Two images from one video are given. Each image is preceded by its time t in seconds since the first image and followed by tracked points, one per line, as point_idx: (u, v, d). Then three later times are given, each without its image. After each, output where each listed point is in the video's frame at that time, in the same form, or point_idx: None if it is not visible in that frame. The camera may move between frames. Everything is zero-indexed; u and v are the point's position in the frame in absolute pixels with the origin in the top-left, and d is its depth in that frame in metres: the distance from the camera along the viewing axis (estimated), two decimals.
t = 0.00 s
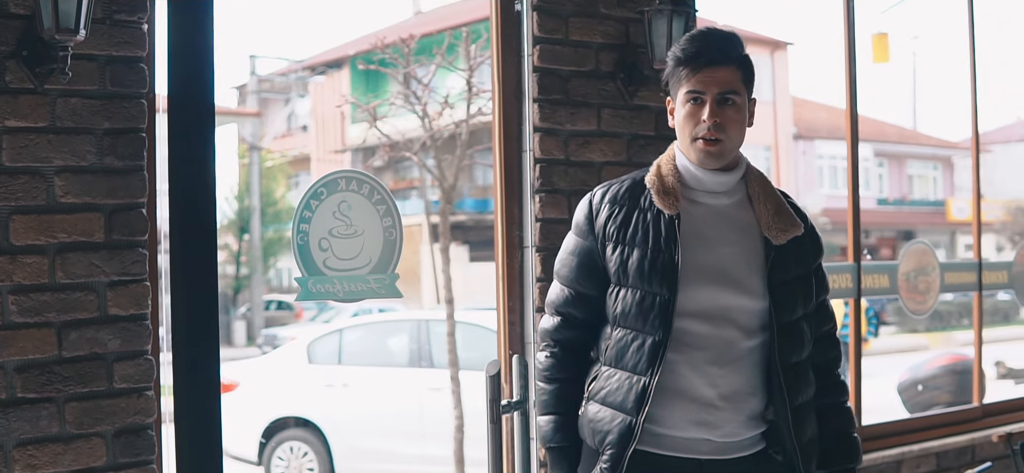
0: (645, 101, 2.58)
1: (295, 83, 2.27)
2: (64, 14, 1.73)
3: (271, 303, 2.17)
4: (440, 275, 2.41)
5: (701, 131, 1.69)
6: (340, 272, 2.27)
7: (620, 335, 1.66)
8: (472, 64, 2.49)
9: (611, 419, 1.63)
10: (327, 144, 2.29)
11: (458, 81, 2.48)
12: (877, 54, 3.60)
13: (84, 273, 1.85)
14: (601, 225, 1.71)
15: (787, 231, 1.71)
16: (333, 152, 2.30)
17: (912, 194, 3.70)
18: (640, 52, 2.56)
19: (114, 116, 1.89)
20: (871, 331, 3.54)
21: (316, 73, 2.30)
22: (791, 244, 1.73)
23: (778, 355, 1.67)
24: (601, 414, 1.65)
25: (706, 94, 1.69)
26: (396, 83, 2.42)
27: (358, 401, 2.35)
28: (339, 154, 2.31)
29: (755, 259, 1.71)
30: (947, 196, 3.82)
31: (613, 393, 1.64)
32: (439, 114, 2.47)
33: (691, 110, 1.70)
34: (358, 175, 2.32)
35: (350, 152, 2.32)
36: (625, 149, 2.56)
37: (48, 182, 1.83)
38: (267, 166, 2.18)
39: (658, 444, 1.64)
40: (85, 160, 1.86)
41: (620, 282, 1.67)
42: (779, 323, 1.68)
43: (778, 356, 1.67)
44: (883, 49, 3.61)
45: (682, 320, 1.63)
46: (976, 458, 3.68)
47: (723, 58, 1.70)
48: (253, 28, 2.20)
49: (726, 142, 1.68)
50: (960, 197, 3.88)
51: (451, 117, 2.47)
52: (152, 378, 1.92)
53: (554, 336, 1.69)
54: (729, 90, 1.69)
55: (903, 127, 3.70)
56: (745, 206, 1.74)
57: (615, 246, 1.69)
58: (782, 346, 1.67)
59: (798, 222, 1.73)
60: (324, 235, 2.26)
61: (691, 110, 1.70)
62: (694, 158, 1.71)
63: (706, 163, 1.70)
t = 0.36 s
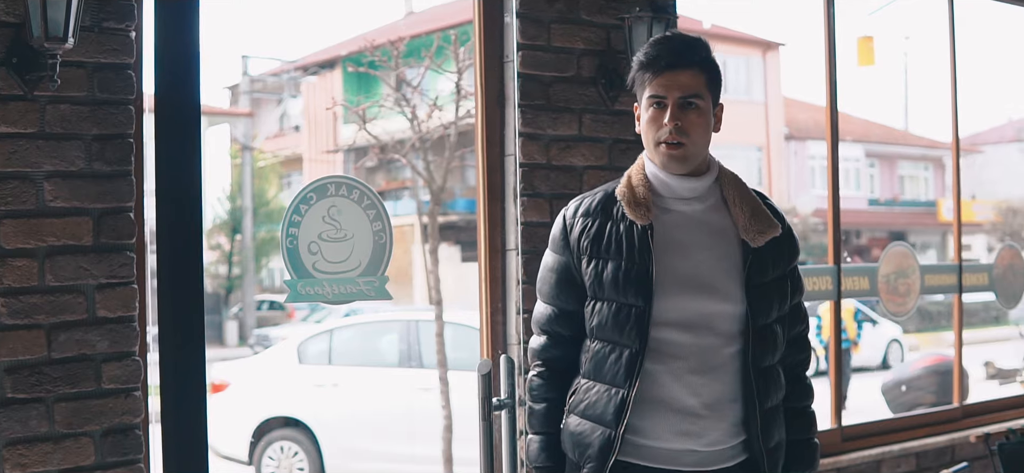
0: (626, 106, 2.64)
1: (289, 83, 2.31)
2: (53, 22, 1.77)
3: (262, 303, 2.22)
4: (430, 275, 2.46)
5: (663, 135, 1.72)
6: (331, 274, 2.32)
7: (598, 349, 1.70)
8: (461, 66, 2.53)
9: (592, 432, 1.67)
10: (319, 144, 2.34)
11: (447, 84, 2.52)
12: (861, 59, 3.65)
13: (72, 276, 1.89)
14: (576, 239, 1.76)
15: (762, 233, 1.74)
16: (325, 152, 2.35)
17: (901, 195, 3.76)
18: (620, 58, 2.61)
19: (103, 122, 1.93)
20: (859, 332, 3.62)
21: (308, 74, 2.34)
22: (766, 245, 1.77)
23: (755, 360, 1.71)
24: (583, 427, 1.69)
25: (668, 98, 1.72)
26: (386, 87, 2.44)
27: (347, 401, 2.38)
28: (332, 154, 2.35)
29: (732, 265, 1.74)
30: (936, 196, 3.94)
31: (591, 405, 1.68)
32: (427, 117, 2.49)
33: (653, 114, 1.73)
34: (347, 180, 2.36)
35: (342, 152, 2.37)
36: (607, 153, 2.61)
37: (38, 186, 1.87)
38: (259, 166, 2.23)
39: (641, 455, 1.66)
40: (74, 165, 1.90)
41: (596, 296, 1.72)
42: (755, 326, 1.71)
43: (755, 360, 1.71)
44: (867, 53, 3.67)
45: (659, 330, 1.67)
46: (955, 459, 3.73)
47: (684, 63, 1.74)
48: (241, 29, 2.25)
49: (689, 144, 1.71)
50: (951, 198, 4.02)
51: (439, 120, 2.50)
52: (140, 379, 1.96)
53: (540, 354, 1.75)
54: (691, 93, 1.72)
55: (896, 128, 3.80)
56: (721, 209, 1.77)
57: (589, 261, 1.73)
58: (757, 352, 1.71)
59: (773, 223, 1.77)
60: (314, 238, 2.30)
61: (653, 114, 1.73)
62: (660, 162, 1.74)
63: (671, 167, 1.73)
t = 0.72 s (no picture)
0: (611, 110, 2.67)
1: (281, 83, 2.38)
2: (45, 28, 1.80)
3: (255, 303, 2.26)
4: (421, 276, 2.51)
5: (628, 133, 1.73)
6: (324, 275, 2.38)
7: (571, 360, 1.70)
8: (450, 67, 2.58)
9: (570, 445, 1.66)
10: (311, 144, 2.39)
11: (438, 85, 2.57)
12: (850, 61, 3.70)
13: (64, 277, 1.93)
14: (544, 248, 1.75)
15: (731, 229, 1.77)
16: (318, 152, 2.40)
17: (894, 194, 3.84)
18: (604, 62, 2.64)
19: (94, 126, 1.96)
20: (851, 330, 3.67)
21: (301, 73, 2.41)
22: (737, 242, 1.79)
23: (735, 359, 1.71)
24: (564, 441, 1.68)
25: (632, 97, 1.75)
26: (378, 88, 2.51)
27: (338, 400, 2.43)
28: (325, 155, 2.41)
29: (705, 264, 1.75)
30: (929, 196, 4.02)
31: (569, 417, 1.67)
32: (418, 118, 2.55)
33: (618, 113, 1.75)
34: (342, 184, 2.42)
35: (334, 151, 2.42)
36: (591, 156, 2.64)
37: (30, 189, 1.90)
38: (252, 166, 2.29)
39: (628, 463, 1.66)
40: (65, 169, 1.93)
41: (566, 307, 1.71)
42: (731, 324, 1.72)
43: (735, 359, 1.71)
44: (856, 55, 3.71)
45: (634, 335, 1.67)
46: (938, 457, 3.77)
47: (649, 61, 1.76)
48: (233, 28, 2.32)
49: (654, 141, 1.73)
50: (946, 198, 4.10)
51: (429, 121, 2.56)
52: (130, 379, 1.99)
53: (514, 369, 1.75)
54: (654, 91, 1.74)
55: (889, 129, 3.87)
56: (687, 209, 1.80)
57: (556, 271, 1.73)
58: (736, 350, 1.72)
59: (741, 219, 1.80)
60: (308, 241, 2.36)
61: (618, 114, 1.75)
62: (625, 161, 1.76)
63: (638, 166, 1.75)
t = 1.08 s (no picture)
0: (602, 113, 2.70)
1: (275, 83, 2.41)
2: (42, 33, 1.83)
3: (249, 301, 2.32)
4: (415, 276, 2.55)
5: (604, 129, 1.70)
6: (324, 276, 2.42)
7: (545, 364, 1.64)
8: (443, 68, 2.61)
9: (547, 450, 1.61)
10: (306, 144, 2.44)
11: (430, 87, 2.61)
12: (841, 63, 3.74)
13: (61, 278, 1.96)
14: (515, 246, 1.68)
15: (704, 227, 1.76)
16: (313, 151, 2.44)
17: (887, 194, 3.89)
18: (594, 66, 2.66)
19: (91, 130, 1.99)
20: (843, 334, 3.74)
21: (295, 73, 2.44)
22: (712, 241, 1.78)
23: (711, 359, 1.70)
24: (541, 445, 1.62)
25: (608, 91, 1.71)
26: (371, 89, 2.54)
27: (332, 399, 2.46)
28: (319, 155, 2.45)
29: (678, 263, 1.73)
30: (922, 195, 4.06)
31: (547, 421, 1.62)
32: (411, 119, 2.59)
33: (593, 107, 1.72)
34: (342, 188, 2.47)
35: (328, 150, 2.46)
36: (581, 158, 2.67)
37: (27, 192, 1.93)
38: (246, 165, 2.34)
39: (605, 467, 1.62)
40: (62, 172, 1.96)
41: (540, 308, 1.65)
42: (706, 324, 1.70)
43: (710, 359, 1.70)
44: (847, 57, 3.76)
45: (610, 337, 1.64)
46: (926, 457, 3.81)
47: (625, 56, 1.73)
48: (229, 28, 2.35)
49: (630, 138, 1.70)
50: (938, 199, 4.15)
51: (422, 121, 2.60)
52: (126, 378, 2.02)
53: (477, 373, 1.63)
54: (631, 85, 1.71)
55: (882, 128, 3.92)
56: (660, 208, 1.77)
57: (528, 271, 1.66)
58: (711, 351, 1.70)
59: (714, 218, 1.78)
60: (307, 242, 2.40)
61: (593, 108, 1.72)
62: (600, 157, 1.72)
63: (613, 162, 1.71)
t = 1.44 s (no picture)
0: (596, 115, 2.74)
1: (271, 82, 2.44)
2: (45, 39, 1.86)
3: (246, 300, 2.35)
4: (411, 276, 2.58)
5: (587, 127, 1.73)
6: (327, 277, 2.46)
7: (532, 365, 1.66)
8: (439, 69, 2.65)
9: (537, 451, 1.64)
10: (301, 144, 2.47)
11: (426, 88, 2.65)
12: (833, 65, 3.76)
13: (62, 279, 1.99)
14: (500, 247, 1.69)
15: (686, 228, 1.80)
16: (309, 151, 2.48)
17: (881, 194, 3.94)
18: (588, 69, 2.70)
19: (91, 133, 2.02)
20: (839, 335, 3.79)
21: (292, 73, 2.47)
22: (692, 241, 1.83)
23: (692, 359, 1.75)
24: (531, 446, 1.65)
25: (591, 90, 1.75)
26: (368, 89, 2.58)
27: (328, 399, 2.49)
28: (315, 154, 2.48)
29: (660, 263, 1.77)
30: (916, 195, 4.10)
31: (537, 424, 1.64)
32: (407, 120, 2.62)
33: (577, 106, 1.75)
34: (344, 192, 2.51)
35: (323, 150, 2.50)
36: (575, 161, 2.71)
37: (29, 194, 1.97)
38: (242, 164, 2.36)
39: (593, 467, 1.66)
40: (63, 174, 1.99)
41: (525, 309, 1.67)
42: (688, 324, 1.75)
43: (691, 358, 1.75)
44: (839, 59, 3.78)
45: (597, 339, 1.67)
46: (916, 456, 3.85)
47: (609, 56, 1.76)
48: (228, 28, 2.38)
49: (613, 136, 1.73)
50: (930, 198, 4.20)
51: (417, 122, 2.63)
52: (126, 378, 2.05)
53: (459, 374, 1.63)
54: (613, 84, 1.75)
55: (878, 127, 3.96)
56: (641, 209, 1.81)
57: (513, 271, 1.68)
58: (693, 350, 1.75)
59: (695, 218, 1.83)
60: (310, 244, 2.45)
61: (576, 107, 1.75)
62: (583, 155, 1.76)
63: (596, 160, 1.75)
